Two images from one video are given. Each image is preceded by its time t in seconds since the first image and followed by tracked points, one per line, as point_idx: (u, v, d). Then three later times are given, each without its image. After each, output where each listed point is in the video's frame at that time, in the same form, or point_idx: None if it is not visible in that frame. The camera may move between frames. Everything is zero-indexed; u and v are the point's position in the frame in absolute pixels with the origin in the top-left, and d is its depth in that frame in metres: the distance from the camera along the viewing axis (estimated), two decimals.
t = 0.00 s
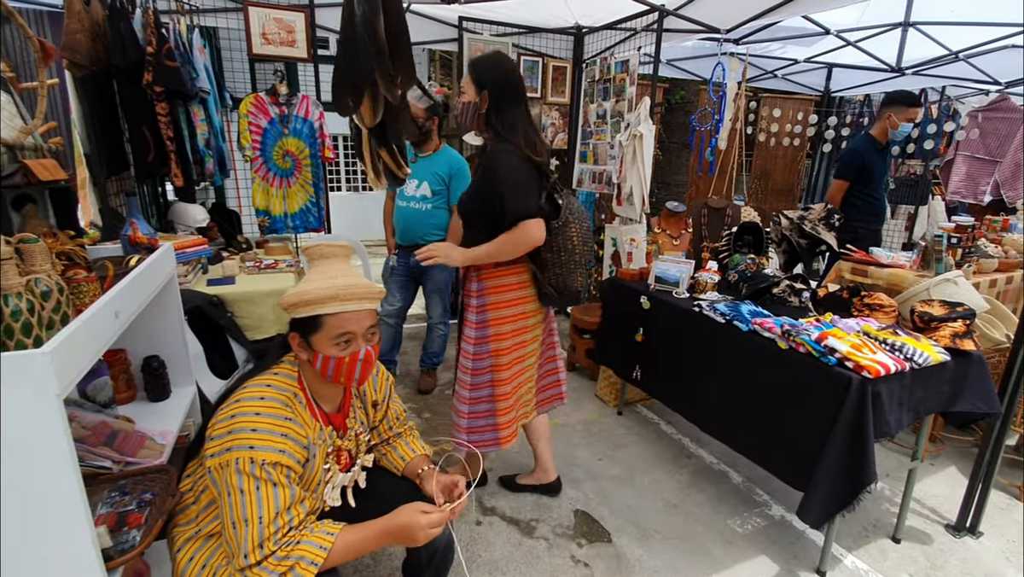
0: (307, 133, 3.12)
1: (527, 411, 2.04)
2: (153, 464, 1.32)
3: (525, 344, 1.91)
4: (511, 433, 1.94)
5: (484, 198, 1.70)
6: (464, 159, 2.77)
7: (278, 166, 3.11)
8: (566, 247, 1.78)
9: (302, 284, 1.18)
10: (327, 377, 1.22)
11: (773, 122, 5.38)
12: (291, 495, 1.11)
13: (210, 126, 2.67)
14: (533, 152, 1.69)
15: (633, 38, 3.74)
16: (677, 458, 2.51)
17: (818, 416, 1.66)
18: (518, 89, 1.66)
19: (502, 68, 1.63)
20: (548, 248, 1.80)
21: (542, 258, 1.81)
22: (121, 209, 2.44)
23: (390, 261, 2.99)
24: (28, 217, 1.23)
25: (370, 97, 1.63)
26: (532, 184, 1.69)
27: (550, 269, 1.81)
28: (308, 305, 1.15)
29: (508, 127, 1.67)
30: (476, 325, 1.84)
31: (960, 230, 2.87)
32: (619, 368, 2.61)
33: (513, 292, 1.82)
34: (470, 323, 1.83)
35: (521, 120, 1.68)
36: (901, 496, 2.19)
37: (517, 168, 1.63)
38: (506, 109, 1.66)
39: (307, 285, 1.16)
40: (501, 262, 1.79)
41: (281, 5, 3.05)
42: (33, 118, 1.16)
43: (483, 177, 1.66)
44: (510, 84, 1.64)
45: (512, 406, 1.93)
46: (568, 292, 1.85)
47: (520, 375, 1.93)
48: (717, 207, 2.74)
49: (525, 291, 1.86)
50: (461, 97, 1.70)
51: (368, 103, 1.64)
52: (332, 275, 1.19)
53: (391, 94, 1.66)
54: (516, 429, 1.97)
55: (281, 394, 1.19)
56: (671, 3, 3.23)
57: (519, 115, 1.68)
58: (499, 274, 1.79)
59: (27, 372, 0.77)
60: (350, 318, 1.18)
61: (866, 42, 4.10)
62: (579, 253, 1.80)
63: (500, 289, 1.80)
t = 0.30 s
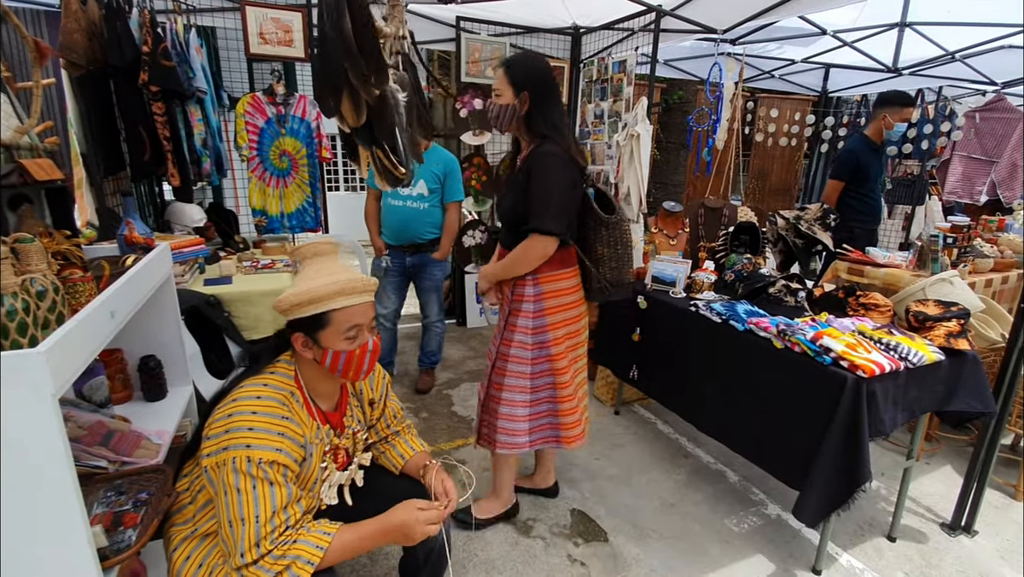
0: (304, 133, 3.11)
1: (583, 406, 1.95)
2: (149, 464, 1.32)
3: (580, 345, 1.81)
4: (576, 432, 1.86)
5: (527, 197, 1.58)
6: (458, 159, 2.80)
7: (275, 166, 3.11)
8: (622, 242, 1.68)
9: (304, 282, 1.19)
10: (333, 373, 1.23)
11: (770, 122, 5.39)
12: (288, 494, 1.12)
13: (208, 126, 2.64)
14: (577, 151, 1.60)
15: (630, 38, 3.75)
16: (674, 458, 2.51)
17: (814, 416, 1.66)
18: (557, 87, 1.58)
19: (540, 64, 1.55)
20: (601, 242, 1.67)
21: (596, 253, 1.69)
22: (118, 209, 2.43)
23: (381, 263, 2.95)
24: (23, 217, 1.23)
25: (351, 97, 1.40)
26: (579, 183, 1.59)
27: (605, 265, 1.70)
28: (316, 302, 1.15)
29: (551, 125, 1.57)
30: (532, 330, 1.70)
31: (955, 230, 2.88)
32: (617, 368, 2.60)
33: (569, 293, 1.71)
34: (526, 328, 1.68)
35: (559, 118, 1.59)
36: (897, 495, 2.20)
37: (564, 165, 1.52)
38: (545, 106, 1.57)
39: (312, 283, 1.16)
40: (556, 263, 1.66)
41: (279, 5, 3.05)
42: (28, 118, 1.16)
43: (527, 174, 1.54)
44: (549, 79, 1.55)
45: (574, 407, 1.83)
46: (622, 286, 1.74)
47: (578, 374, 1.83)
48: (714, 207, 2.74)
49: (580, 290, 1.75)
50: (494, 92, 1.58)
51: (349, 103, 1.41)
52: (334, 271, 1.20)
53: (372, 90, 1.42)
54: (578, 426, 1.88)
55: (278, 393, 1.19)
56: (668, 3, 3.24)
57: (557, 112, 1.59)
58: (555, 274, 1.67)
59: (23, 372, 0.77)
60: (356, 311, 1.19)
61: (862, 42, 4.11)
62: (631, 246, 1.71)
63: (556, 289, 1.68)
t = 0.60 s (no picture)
0: (304, 134, 3.11)
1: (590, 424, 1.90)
2: (150, 464, 1.32)
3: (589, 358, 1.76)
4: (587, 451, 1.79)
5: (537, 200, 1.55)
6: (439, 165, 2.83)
7: (275, 167, 3.11)
8: (632, 256, 1.63)
9: (296, 275, 1.19)
10: (329, 363, 1.24)
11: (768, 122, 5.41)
12: (284, 485, 1.11)
13: (208, 126, 2.63)
14: (593, 153, 1.55)
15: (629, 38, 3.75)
16: (673, 458, 2.52)
17: (813, 416, 1.67)
18: (576, 84, 1.52)
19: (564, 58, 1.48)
20: (609, 255, 1.63)
21: (603, 266, 1.65)
22: (118, 209, 2.43)
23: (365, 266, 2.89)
24: (25, 217, 1.23)
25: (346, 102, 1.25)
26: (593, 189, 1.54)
27: (611, 278, 1.66)
28: (310, 293, 1.15)
29: (559, 124, 1.52)
30: (539, 344, 1.66)
31: (953, 230, 2.89)
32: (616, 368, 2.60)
33: (575, 305, 1.67)
34: (534, 343, 1.65)
35: (576, 116, 1.53)
36: (895, 495, 2.21)
37: (577, 170, 1.47)
38: (561, 104, 1.50)
39: (305, 275, 1.17)
40: (562, 273, 1.62)
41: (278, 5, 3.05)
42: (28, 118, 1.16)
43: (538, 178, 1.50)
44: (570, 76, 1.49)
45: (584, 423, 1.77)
46: (628, 302, 1.71)
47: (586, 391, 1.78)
48: (713, 207, 2.74)
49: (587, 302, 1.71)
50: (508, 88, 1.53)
51: (345, 107, 1.25)
52: (327, 263, 1.21)
53: (366, 94, 1.28)
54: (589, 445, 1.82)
55: (271, 386, 1.20)
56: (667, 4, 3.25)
57: (575, 111, 1.53)
58: (561, 287, 1.63)
59: (26, 372, 0.77)
60: (349, 301, 1.20)
61: (861, 43, 4.11)
62: (641, 261, 1.66)
63: (563, 302, 1.64)
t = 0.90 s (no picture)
0: (303, 134, 3.12)
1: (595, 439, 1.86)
2: (149, 463, 1.33)
3: (590, 368, 1.74)
4: (587, 467, 1.76)
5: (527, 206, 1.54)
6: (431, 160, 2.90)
7: (273, 166, 3.11)
8: (635, 265, 1.58)
9: (259, 258, 1.20)
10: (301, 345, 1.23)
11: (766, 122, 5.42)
12: (267, 460, 1.13)
13: (205, 126, 2.62)
14: (590, 157, 1.51)
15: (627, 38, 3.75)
16: (671, 457, 2.52)
17: (810, 416, 1.68)
18: (577, 84, 1.48)
19: (563, 57, 1.45)
20: (609, 263, 1.60)
21: (604, 275, 1.62)
22: (117, 209, 2.43)
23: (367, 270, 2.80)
24: (23, 217, 1.23)
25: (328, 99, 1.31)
26: (586, 195, 1.51)
27: (613, 288, 1.62)
28: (271, 275, 1.16)
29: (550, 124, 1.49)
30: (535, 352, 1.67)
31: (951, 230, 2.90)
32: (615, 369, 2.61)
33: (574, 314, 1.65)
34: (529, 350, 1.67)
35: (574, 117, 1.49)
36: (893, 493, 2.22)
37: (566, 176, 1.46)
38: (558, 105, 1.47)
39: (267, 258, 1.18)
40: (558, 279, 1.61)
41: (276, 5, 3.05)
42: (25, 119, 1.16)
43: (530, 184, 1.51)
44: (568, 76, 1.46)
45: (582, 436, 1.74)
46: (632, 313, 1.66)
47: (587, 404, 1.76)
48: (711, 207, 2.74)
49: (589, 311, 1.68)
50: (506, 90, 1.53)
51: (328, 105, 1.34)
52: (290, 245, 1.22)
53: (347, 94, 1.29)
54: (589, 460, 1.78)
55: (243, 371, 1.21)
56: (666, 4, 3.24)
57: (573, 112, 1.49)
58: (557, 295, 1.62)
59: (25, 372, 0.77)
60: (314, 281, 1.21)
61: (859, 43, 4.12)
62: (646, 271, 1.61)
63: (559, 311, 1.63)
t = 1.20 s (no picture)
0: (300, 134, 3.12)
1: (592, 442, 1.84)
2: (145, 465, 1.32)
3: (585, 369, 1.73)
4: (580, 469, 1.75)
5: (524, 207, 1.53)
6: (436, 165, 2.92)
7: (271, 166, 3.09)
8: (630, 268, 1.56)
9: (316, 284, 1.18)
10: (330, 372, 1.24)
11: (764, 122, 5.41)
12: (268, 484, 1.11)
13: (203, 125, 2.67)
14: (585, 157, 1.50)
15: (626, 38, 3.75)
16: (670, 457, 2.52)
17: (808, 416, 1.68)
18: (575, 83, 1.47)
19: (560, 56, 1.45)
20: (605, 266, 1.58)
21: (599, 278, 1.61)
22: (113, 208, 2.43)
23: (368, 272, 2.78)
24: (18, 217, 1.23)
25: (321, 100, 1.30)
26: (581, 195, 1.50)
27: (608, 291, 1.60)
28: (329, 307, 1.15)
29: (545, 125, 1.49)
30: (528, 353, 1.67)
31: (949, 230, 2.90)
32: (614, 369, 2.61)
33: (568, 315, 1.64)
34: (523, 351, 1.67)
35: (570, 117, 1.48)
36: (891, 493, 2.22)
37: (559, 176, 1.45)
38: (554, 105, 1.47)
39: (332, 287, 1.17)
40: (552, 280, 1.60)
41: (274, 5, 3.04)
42: (20, 118, 1.15)
43: (526, 184, 1.50)
44: (565, 74, 1.45)
45: (577, 437, 1.73)
46: (628, 316, 1.64)
47: (582, 406, 1.74)
48: (710, 207, 2.73)
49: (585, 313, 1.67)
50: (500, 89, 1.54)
51: (323, 106, 1.31)
52: (352, 276, 1.22)
53: (339, 93, 1.30)
54: (584, 461, 1.77)
55: (255, 387, 1.19)
56: (664, 4, 3.23)
57: (569, 112, 1.48)
58: (551, 296, 1.61)
59: (20, 373, 0.77)
60: (362, 317, 1.22)
61: (857, 44, 4.12)
62: (642, 274, 1.59)
63: (553, 312, 1.62)
